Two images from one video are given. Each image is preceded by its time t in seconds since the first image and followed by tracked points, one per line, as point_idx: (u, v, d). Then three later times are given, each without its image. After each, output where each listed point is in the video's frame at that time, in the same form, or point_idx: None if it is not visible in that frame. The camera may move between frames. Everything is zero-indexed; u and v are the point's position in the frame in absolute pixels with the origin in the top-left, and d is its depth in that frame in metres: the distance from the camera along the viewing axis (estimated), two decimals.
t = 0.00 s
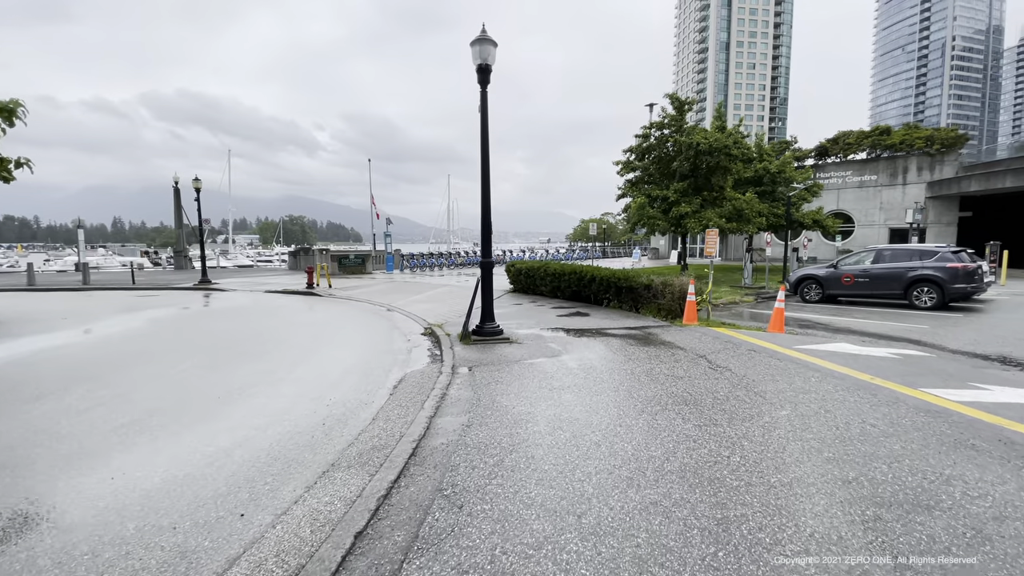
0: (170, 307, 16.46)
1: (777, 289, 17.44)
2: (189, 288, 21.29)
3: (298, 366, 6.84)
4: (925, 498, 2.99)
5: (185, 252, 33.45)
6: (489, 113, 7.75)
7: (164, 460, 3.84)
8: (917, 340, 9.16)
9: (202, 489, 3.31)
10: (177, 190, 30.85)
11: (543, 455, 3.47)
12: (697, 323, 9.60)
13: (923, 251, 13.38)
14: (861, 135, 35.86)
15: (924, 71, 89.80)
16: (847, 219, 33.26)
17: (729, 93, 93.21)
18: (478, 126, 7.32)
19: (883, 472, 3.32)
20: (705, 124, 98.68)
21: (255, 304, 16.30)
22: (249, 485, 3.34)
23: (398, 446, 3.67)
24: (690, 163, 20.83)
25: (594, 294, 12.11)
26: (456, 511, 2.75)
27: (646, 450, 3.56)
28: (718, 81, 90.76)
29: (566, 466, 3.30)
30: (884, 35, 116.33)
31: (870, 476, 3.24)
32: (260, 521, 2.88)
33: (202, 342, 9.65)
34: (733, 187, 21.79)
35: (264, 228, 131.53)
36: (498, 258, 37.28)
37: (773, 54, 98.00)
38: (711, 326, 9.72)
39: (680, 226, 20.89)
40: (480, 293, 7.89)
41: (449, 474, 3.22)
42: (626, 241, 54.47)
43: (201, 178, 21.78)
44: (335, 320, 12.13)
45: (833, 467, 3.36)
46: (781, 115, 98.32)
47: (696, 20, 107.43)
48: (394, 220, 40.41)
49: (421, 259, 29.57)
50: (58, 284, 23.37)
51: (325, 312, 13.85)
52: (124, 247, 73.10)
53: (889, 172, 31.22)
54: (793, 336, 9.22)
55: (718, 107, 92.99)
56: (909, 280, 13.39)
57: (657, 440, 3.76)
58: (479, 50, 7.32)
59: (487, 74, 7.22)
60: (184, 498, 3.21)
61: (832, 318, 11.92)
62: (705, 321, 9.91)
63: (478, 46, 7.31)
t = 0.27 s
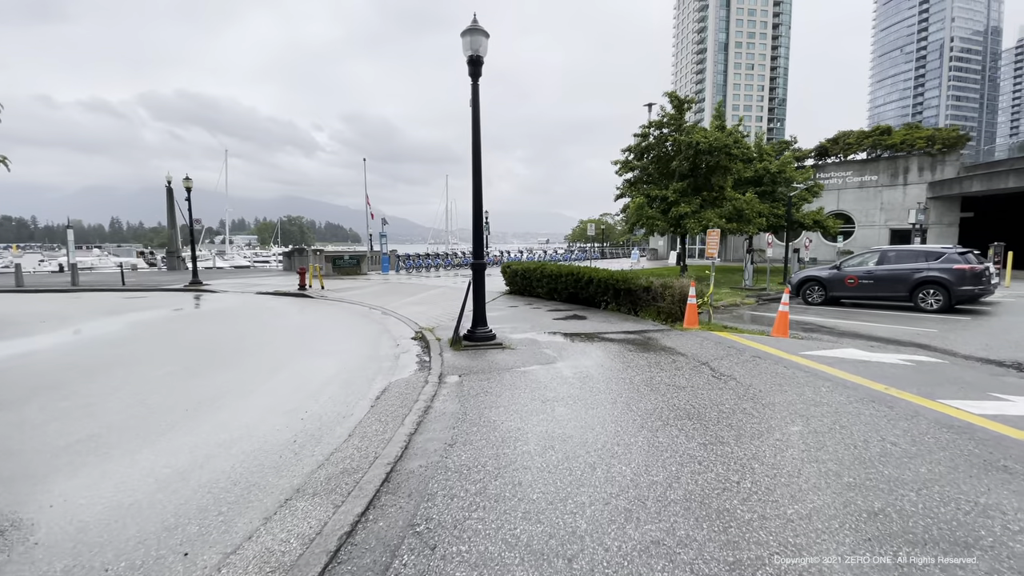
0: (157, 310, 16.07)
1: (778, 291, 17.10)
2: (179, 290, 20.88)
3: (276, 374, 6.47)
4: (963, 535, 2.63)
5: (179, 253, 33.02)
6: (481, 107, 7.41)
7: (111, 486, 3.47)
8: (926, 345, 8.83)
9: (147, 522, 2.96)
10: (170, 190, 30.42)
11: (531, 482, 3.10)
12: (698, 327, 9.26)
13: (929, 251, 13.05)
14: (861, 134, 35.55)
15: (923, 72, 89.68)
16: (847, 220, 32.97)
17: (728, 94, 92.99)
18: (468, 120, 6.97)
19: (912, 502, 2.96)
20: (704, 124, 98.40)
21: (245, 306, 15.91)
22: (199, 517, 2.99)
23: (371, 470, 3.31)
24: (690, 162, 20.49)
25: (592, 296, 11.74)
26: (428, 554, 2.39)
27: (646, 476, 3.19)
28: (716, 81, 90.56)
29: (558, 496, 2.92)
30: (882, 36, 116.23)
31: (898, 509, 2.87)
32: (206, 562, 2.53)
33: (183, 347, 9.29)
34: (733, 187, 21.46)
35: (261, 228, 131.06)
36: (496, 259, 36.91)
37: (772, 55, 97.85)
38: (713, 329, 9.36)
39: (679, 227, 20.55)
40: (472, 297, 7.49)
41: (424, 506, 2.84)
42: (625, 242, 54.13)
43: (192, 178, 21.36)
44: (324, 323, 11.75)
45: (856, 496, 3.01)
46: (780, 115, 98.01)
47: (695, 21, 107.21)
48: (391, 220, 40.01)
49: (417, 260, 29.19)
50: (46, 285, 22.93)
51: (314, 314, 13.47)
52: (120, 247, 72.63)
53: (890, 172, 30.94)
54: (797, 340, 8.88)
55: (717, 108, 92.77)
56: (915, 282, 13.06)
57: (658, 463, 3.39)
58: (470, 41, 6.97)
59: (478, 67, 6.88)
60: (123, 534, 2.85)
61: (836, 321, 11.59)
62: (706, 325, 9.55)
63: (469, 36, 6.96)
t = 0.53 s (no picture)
0: (144, 310, 15.67)
1: (780, 292, 16.75)
2: (169, 290, 20.46)
3: (253, 379, 6.10)
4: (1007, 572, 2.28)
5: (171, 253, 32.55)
6: (471, 98, 7.05)
7: (46, 510, 3.11)
8: (936, 349, 8.48)
9: (78, 555, 2.60)
10: (163, 189, 29.97)
11: (515, 510, 2.73)
12: (699, 330, 8.90)
13: (935, 251, 12.71)
14: (862, 134, 35.22)
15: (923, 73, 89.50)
16: (848, 220, 32.65)
17: (727, 94, 92.71)
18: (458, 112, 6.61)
19: (948, 534, 2.60)
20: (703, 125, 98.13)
21: (233, 306, 15.51)
22: (135, 550, 2.63)
23: (334, 496, 2.93)
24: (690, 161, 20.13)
25: (590, 297, 11.37)
26: None
27: (645, 502, 2.82)
28: (715, 82, 90.28)
29: (544, 530, 2.54)
30: (882, 36, 116.10)
31: (933, 545, 2.48)
32: None
33: (163, 349, 8.91)
34: (733, 186, 21.10)
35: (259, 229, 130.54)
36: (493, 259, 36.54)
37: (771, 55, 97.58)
38: (715, 332, 8.99)
39: (679, 227, 20.18)
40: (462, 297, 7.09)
41: (391, 540, 2.47)
42: (624, 243, 53.75)
43: (183, 176, 20.93)
44: (312, 325, 11.37)
45: (883, 528, 2.63)
46: (779, 116, 97.76)
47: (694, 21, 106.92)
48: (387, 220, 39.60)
49: (413, 260, 28.81)
50: (33, 285, 22.47)
51: (304, 315, 13.08)
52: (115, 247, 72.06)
53: (892, 172, 30.63)
54: (803, 343, 8.52)
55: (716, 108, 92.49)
56: (921, 283, 12.71)
57: (658, 487, 3.01)
58: (460, 28, 6.61)
59: (469, 55, 6.52)
60: (46, 570, 2.50)
61: (841, 323, 11.24)
62: (708, 327, 9.19)
63: (459, 24, 6.61)
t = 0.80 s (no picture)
0: (132, 312, 15.28)
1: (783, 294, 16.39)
2: (159, 291, 20.05)
3: (228, 389, 5.74)
4: None
5: (164, 253, 32.09)
6: (461, 91, 6.67)
7: None
8: (948, 354, 8.13)
9: None
10: (156, 189, 29.55)
11: (494, 555, 2.36)
12: (701, 334, 8.53)
13: (944, 252, 12.35)
14: (864, 134, 34.85)
15: (923, 73, 89.25)
16: (850, 220, 32.29)
17: (727, 94, 92.40)
18: (447, 104, 6.24)
19: None
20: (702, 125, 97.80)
21: (222, 308, 15.11)
22: None
23: (288, 536, 2.57)
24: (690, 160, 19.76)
25: (588, 300, 11.00)
26: None
27: (645, 546, 2.44)
28: (715, 82, 90.00)
29: None
30: (882, 37, 115.78)
31: None
32: None
33: (142, 354, 8.56)
34: (734, 186, 20.73)
35: (257, 229, 130.04)
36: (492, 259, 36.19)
37: (771, 55, 97.32)
38: (717, 337, 8.61)
39: (679, 227, 19.80)
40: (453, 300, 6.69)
41: None
42: (623, 243, 53.42)
43: (173, 175, 20.52)
44: (300, 328, 11.01)
45: None
46: (779, 116, 97.40)
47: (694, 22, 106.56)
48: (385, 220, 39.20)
49: (409, 261, 28.42)
50: (21, 285, 22.03)
51: (293, 318, 12.69)
52: (111, 247, 71.58)
53: (894, 172, 30.27)
54: (810, 349, 8.15)
55: (716, 109, 92.21)
56: (929, 285, 12.35)
57: (661, 525, 2.63)
58: (449, 16, 6.24)
59: (458, 44, 6.15)
60: None
61: (848, 326, 10.89)
62: (710, 331, 8.82)
63: (448, 11, 6.23)
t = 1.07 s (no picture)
0: (120, 312, 14.87)
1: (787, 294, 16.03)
2: (151, 291, 19.65)
3: (204, 395, 5.37)
4: None
5: (159, 252, 31.66)
6: (454, 79, 6.29)
7: None
8: (966, 358, 7.75)
9: None
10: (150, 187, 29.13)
11: None
12: (707, 337, 8.14)
13: (955, 252, 11.97)
14: (868, 133, 34.42)
15: (924, 73, 88.83)
16: (853, 220, 31.91)
17: (727, 94, 91.98)
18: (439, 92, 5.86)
19: None
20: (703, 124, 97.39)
21: (213, 309, 14.71)
22: None
23: None
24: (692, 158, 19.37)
25: (588, 301, 10.62)
26: None
27: None
28: (716, 82, 89.60)
29: None
30: (882, 37, 115.30)
31: None
32: None
33: (124, 356, 8.20)
34: (737, 185, 20.33)
35: (256, 229, 129.65)
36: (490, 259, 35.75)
37: (772, 55, 96.91)
38: (724, 339, 8.23)
39: (681, 227, 19.40)
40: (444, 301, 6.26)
41: None
42: (624, 243, 52.99)
43: (166, 173, 20.09)
44: (291, 329, 10.63)
45: None
46: (780, 116, 97.00)
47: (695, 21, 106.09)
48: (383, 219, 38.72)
49: (407, 261, 28.02)
50: (10, 285, 21.62)
51: (284, 318, 12.29)
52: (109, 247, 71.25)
53: (898, 171, 29.88)
54: (820, 352, 7.77)
55: (716, 108, 91.80)
56: (941, 286, 11.96)
57: (676, 567, 2.24)
58: None
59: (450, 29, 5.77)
60: None
61: (857, 328, 10.52)
62: (716, 333, 8.44)
63: None
